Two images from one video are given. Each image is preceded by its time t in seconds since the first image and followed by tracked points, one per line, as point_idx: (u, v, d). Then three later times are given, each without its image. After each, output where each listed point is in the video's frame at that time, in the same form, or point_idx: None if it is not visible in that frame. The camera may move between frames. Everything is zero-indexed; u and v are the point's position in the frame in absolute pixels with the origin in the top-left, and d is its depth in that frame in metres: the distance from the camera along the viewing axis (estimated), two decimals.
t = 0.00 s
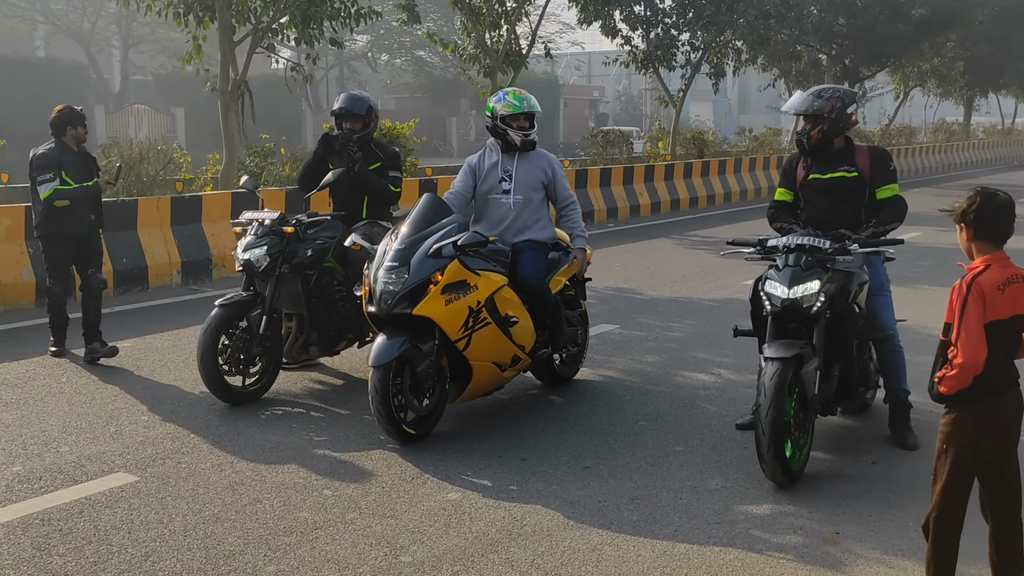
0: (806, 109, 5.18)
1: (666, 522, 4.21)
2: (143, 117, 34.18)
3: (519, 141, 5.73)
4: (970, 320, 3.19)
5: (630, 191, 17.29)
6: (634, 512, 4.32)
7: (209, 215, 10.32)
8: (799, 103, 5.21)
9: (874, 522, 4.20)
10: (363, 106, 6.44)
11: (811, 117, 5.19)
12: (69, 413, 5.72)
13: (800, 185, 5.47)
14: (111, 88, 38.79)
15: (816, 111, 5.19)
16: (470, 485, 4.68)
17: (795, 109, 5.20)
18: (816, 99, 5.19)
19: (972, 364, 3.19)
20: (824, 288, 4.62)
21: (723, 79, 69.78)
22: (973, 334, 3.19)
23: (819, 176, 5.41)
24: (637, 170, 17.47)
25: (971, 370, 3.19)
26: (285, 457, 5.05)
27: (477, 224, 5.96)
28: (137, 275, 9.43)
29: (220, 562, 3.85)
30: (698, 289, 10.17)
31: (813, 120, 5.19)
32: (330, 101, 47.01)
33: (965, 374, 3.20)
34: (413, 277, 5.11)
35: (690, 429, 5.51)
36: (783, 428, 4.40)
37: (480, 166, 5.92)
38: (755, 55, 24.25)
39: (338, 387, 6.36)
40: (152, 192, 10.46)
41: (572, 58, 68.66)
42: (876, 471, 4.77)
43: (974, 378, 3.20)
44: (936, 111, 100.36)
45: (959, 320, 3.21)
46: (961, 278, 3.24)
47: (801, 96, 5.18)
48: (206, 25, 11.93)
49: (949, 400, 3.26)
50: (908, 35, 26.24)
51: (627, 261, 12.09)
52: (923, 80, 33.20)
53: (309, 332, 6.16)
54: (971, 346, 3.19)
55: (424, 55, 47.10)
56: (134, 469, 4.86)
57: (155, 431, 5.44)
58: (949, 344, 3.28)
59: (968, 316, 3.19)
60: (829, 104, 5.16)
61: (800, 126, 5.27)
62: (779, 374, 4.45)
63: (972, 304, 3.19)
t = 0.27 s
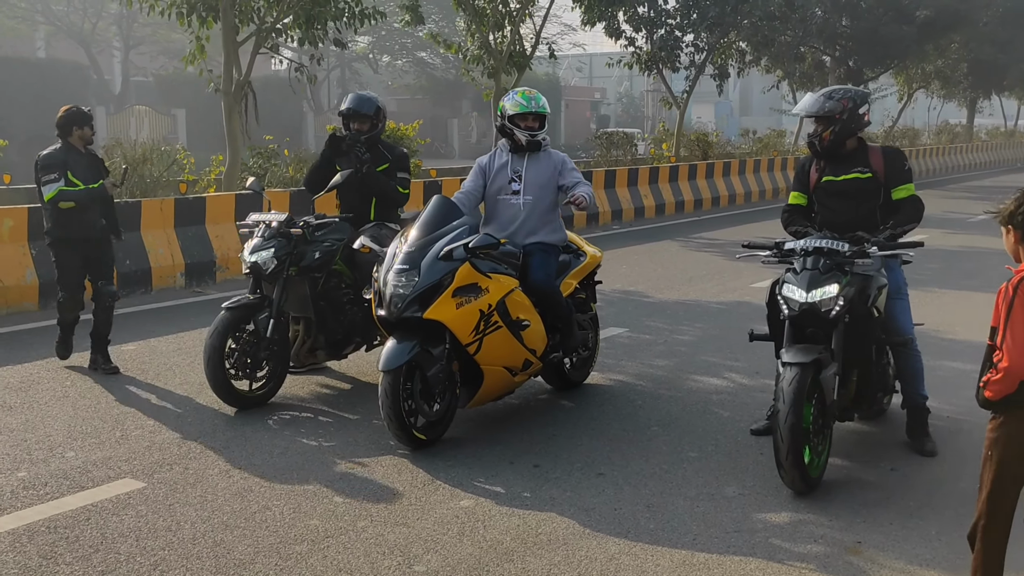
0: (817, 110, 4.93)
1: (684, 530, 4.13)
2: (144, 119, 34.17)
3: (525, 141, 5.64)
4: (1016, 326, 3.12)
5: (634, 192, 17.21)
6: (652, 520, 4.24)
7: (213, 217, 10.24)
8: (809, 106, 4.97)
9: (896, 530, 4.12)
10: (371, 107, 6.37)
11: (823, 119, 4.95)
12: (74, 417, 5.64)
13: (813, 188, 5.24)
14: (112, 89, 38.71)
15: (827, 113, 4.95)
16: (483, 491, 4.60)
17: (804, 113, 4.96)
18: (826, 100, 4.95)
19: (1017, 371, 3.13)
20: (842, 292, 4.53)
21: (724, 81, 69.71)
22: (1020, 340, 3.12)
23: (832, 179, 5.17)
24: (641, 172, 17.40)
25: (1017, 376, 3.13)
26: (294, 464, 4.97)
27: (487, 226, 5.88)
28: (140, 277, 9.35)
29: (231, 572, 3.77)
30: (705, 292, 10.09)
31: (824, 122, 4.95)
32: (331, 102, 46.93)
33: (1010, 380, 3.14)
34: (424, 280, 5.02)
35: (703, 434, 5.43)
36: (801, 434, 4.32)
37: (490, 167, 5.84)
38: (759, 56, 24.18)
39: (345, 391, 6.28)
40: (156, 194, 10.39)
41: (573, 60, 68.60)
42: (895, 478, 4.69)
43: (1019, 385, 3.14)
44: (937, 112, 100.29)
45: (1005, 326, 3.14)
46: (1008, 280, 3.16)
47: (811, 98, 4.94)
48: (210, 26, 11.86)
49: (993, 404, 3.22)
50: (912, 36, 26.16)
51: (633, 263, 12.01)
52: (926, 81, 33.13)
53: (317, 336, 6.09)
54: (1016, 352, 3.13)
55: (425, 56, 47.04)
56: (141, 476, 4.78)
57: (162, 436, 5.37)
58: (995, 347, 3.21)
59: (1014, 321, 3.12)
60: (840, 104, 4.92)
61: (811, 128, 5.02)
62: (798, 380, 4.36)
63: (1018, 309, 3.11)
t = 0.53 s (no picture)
0: (833, 111, 4.77)
1: (703, 536, 4.05)
2: (146, 120, 34.16)
3: (536, 140, 5.53)
4: None
5: (640, 193, 17.15)
6: (670, 526, 4.16)
7: (218, 217, 10.18)
8: (824, 105, 4.81)
9: (920, 536, 4.04)
10: (380, 107, 6.29)
11: (838, 120, 4.79)
12: (80, 420, 5.57)
13: (828, 188, 5.10)
14: (114, 89, 38.68)
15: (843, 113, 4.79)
16: (498, 496, 4.52)
17: (820, 112, 4.79)
18: (842, 100, 4.79)
19: None
20: (862, 293, 4.45)
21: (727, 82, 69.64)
22: None
23: (848, 179, 5.02)
24: (647, 172, 17.33)
25: None
26: (305, 467, 4.90)
27: (499, 226, 5.81)
28: (145, 278, 9.28)
29: None
30: (715, 293, 10.01)
31: (840, 122, 4.79)
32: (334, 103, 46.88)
33: None
34: (437, 281, 4.95)
35: (719, 438, 5.36)
36: (822, 438, 4.24)
37: (501, 167, 5.76)
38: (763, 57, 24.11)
39: (355, 394, 6.21)
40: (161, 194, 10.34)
41: (575, 61, 68.53)
42: (916, 483, 4.61)
43: None
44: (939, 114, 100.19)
45: None
46: None
47: (826, 98, 4.78)
48: (215, 25, 11.81)
49: None
50: (917, 37, 26.08)
51: (641, 264, 11.94)
52: (930, 82, 33.04)
53: (326, 337, 6.03)
54: None
55: (428, 57, 46.99)
56: (149, 480, 4.71)
57: (170, 439, 5.30)
58: None
59: None
60: (856, 104, 4.77)
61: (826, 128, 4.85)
62: (818, 383, 4.28)
63: None
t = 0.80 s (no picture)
0: (860, 109, 4.63)
1: (729, 548, 3.92)
2: (148, 120, 34.02)
3: (548, 141, 5.35)
4: None
5: (646, 194, 17.02)
6: (694, 537, 4.03)
7: (222, 219, 10.06)
8: (847, 103, 4.68)
9: (953, 549, 3.91)
10: (389, 105, 6.17)
11: (865, 118, 4.66)
12: (83, 426, 5.44)
13: (851, 190, 4.95)
14: (115, 90, 38.57)
15: (870, 111, 4.66)
16: (515, 505, 4.39)
17: (842, 110, 4.67)
18: (868, 97, 4.66)
19: None
20: (890, 296, 4.28)
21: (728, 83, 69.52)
22: None
23: (872, 180, 4.86)
24: (652, 173, 17.21)
25: None
26: (314, 475, 4.76)
27: (512, 227, 5.67)
28: (148, 280, 9.15)
29: None
30: (725, 296, 9.88)
31: (867, 120, 4.66)
32: (335, 104, 46.77)
33: None
34: (450, 284, 4.80)
35: (739, 445, 5.22)
36: (851, 446, 4.10)
37: (513, 166, 5.61)
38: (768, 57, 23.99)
39: (364, 399, 6.08)
40: (164, 195, 10.22)
41: (577, 62, 68.42)
42: (946, 491, 4.48)
43: None
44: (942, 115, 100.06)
45: None
46: None
47: (851, 95, 4.65)
48: (218, 24, 11.68)
49: None
50: (922, 37, 25.96)
51: (649, 266, 11.80)
52: (935, 83, 32.92)
53: (335, 341, 5.91)
54: None
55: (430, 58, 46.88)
56: (155, 488, 4.57)
57: (175, 446, 5.17)
58: None
59: None
60: (883, 102, 4.64)
61: (851, 127, 4.72)
62: (846, 389, 4.12)
63: None
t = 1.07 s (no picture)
0: (905, 109, 4.49)
1: (767, 568, 3.76)
2: (149, 122, 33.88)
3: (583, 147, 5.23)
4: None
5: (653, 196, 16.86)
6: (730, 556, 3.87)
7: (229, 221, 9.90)
8: (889, 103, 4.53)
9: (1001, 568, 3.74)
10: (403, 106, 6.00)
11: (910, 119, 4.53)
12: (91, 436, 5.29)
13: (885, 192, 4.80)
14: (117, 91, 38.41)
15: (915, 111, 4.52)
16: (540, 521, 4.22)
17: (884, 112, 4.52)
18: (913, 97, 4.51)
19: None
20: (930, 304, 4.11)
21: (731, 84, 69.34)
22: None
23: (908, 184, 4.71)
24: (660, 175, 17.05)
25: None
26: (330, 488, 4.61)
27: (531, 231, 5.50)
28: (154, 284, 9.00)
29: None
30: (740, 299, 9.72)
31: (912, 122, 4.52)
32: (338, 105, 46.61)
33: None
34: (471, 290, 4.63)
35: (767, 455, 5.06)
36: (892, 460, 3.94)
37: (533, 170, 5.44)
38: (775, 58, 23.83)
39: (378, 408, 5.92)
40: (170, 198, 10.06)
41: (579, 63, 68.24)
42: (987, 507, 4.31)
43: None
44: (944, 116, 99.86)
45: None
46: None
47: (895, 95, 4.49)
48: (224, 24, 11.54)
49: None
50: (929, 37, 25.79)
51: (660, 268, 11.64)
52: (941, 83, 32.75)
53: (349, 348, 5.75)
54: None
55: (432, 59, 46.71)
56: (167, 502, 4.41)
57: (186, 457, 5.01)
58: None
59: None
60: (929, 101, 4.50)
61: (893, 129, 4.58)
62: (886, 401, 3.97)
63: None
